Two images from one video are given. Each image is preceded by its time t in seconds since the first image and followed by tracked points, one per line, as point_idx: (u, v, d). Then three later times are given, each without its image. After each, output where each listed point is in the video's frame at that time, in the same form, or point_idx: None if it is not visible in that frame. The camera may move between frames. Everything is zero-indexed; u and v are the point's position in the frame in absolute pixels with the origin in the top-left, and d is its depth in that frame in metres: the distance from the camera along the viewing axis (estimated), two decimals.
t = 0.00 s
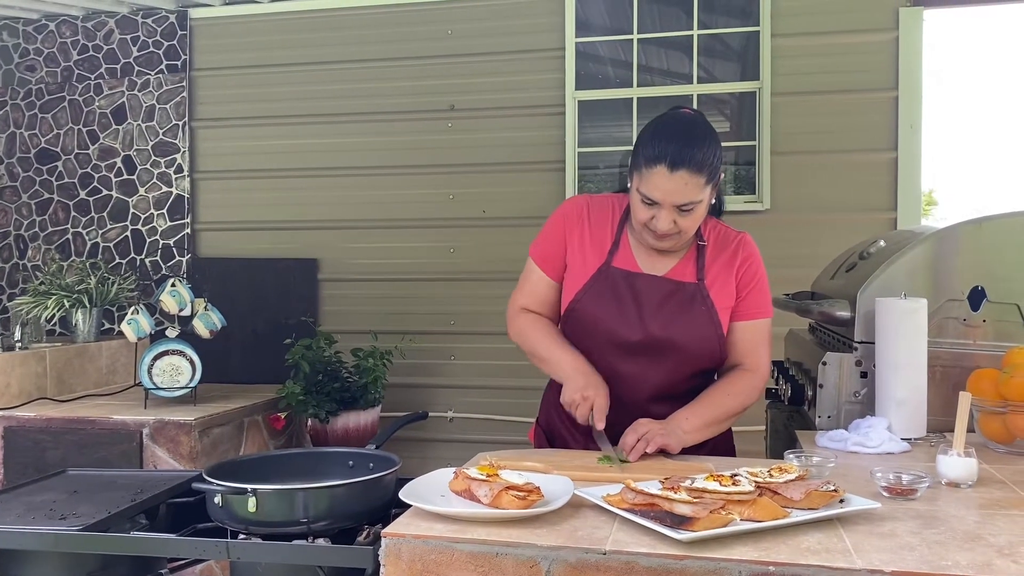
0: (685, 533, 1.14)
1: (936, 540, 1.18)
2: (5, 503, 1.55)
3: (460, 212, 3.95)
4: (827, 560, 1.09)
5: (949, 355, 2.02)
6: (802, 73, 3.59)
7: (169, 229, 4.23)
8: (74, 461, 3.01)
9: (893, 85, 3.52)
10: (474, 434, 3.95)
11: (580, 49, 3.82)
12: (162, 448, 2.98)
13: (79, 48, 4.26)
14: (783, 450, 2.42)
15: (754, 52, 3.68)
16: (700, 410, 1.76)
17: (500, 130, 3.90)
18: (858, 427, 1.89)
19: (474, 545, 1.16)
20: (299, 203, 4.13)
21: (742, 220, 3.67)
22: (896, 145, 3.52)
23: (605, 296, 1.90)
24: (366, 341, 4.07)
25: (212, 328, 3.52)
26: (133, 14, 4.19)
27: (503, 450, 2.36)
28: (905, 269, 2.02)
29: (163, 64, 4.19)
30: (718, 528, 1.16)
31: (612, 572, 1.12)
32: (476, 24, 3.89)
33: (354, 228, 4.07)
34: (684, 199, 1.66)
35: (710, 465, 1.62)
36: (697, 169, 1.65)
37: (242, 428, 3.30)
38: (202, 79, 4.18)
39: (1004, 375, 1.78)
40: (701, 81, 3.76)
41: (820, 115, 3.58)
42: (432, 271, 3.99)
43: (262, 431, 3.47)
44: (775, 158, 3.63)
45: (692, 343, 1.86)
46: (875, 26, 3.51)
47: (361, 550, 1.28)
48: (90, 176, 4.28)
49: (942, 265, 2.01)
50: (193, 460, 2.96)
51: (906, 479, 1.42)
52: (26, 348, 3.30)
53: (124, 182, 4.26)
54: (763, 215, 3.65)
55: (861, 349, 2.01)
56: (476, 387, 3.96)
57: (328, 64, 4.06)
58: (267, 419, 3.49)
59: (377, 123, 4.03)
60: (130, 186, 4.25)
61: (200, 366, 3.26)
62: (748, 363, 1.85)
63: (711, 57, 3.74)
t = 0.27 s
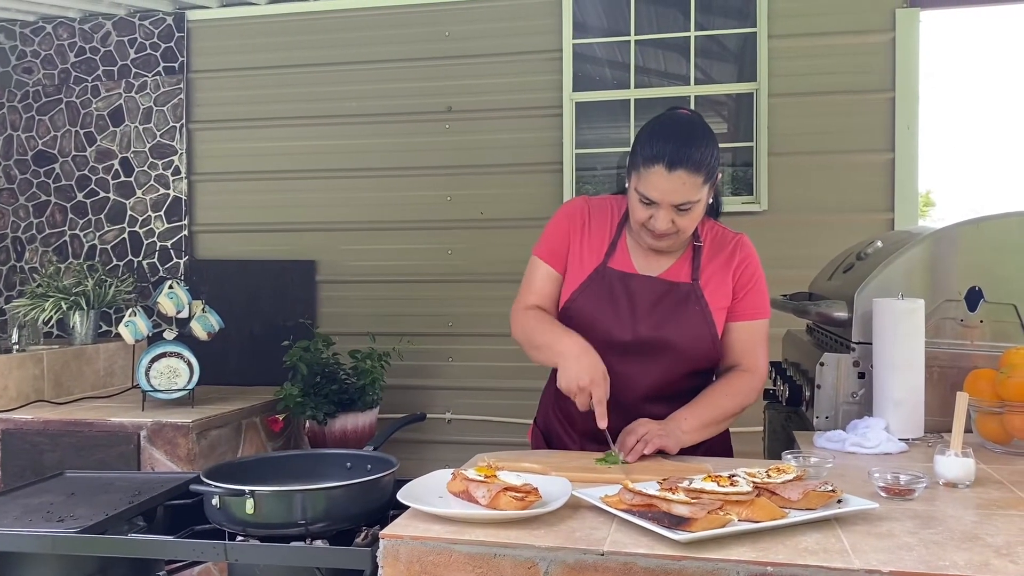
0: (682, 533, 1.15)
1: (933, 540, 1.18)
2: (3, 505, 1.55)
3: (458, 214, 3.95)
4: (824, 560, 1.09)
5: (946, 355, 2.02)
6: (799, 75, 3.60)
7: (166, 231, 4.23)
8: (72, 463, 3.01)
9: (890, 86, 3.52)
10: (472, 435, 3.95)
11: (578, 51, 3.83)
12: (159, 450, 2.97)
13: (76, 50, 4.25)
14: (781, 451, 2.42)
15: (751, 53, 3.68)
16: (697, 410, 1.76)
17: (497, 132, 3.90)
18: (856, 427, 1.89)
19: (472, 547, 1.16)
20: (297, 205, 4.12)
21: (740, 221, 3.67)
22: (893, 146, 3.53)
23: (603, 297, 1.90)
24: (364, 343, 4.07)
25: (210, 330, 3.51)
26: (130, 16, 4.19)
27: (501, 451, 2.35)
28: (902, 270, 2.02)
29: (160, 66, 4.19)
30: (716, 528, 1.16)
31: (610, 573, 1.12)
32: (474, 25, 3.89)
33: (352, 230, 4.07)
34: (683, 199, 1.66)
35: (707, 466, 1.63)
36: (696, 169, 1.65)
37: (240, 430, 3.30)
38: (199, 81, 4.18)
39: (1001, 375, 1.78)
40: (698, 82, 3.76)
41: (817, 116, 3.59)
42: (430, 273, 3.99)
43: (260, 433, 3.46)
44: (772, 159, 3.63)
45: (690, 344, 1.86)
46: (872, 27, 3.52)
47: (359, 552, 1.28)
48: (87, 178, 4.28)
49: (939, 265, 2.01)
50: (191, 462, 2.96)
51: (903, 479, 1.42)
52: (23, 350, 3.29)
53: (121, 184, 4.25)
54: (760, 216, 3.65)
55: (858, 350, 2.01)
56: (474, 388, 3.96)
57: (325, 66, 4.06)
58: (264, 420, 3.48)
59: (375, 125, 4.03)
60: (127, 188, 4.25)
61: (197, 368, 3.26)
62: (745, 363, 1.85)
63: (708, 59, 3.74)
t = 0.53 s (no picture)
0: (683, 535, 1.15)
1: (933, 541, 1.18)
2: (2, 508, 1.55)
3: (456, 215, 3.95)
4: (824, 561, 1.09)
5: (946, 356, 2.02)
6: (797, 76, 3.60)
7: (165, 233, 4.22)
8: (71, 466, 3.01)
9: (888, 87, 3.53)
10: (471, 437, 3.95)
11: (576, 53, 3.83)
12: (159, 453, 2.97)
13: (74, 53, 4.25)
14: (781, 452, 2.41)
15: (749, 54, 3.69)
16: (698, 412, 1.76)
17: (496, 134, 3.90)
18: (855, 428, 1.89)
19: (473, 549, 1.16)
20: (296, 207, 4.12)
21: (738, 223, 3.68)
22: (891, 147, 3.53)
23: (605, 299, 1.90)
24: (362, 345, 4.07)
25: (209, 332, 3.51)
26: (128, 18, 4.19)
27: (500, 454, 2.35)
28: (901, 271, 2.02)
29: (159, 68, 4.19)
30: (716, 530, 1.16)
31: (610, 574, 1.12)
32: (472, 27, 3.89)
33: (351, 232, 4.07)
34: (688, 200, 1.66)
35: (707, 468, 1.63)
36: (703, 171, 1.65)
37: (240, 433, 3.29)
38: (197, 84, 4.18)
39: (1000, 376, 1.78)
40: (697, 84, 3.76)
41: (816, 117, 3.59)
42: (429, 274, 3.99)
43: (259, 436, 3.46)
44: (771, 161, 3.63)
45: (692, 346, 1.86)
46: (870, 29, 3.52)
47: (359, 554, 1.28)
48: (85, 181, 4.27)
49: (938, 266, 2.01)
50: (190, 465, 2.96)
51: (903, 480, 1.42)
52: (22, 353, 3.29)
53: (120, 186, 4.25)
54: (758, 217, 3.66)
55: (857, 351, 2.01)
56: (474, 390, 3.96)
57: (324, 68, 4.06)
58: (264, 423, 3.49)
59: (373, 127, 4.03)
60: (126, 190, 4.25)
61: (196, 370, 3.26)
62: (746, 365, 1.85)
63: (706, 60, 3.75)
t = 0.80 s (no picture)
0: (683, 537, 1.15)
1: (933, 542, 1.18)
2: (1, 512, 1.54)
3: (455, 217, 3.95)
4: (824, 563, 1.09)
5: (944, 358, 2.02)
6: (796, 77, 3.61)
7: (164, 236, 4.22)
8: (70, 469, 3.00)
9: (887, 88, 3.53)
10: (471, 439, 3.95)
11: (575, 54, 3.84)
12: (158, 456, 2.97)
13: (72, 56, 4.25)
14: (780, 454, 2.40)
15: (748, 56, 3.69)
16: (697, 413, 1.76)
17: (494, 135, 3.90)
18: (855, 429, 1.89)
19: (472, 551, 1.16)
20: (295, 209, 4.12)
21: (737, 224, 3.68)
22: (889, 148, 3.53)
23: (607, 300, 1.90)
24: (361, 347, 4.07)
25: (208, 335, 3.50)
26: (127, 21, 4.19)
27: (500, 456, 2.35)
28: (900, 272, 2.03)
29: (157, 71, 4.19)
30: (716, 532, 1.16)
31: None
32: (471, 29, 3.89)
33: (350, 234, 4.07)
34: (687, 200, 1.67)
35: (708, 470, 1.62)
36: (701, 171, 1.66)
37: (239, 435, 3.29)
38: (196, 86, 4.18)
39: (999, 377, 1.78)
40: (695, 86, 3.77)
41: (814, 119, 3.60)
42: (428, 276, 3.99)
43: (259, 438, 3.46)
44: (769, 162, 3.64)
45: (693, 347, 1.87)
46: (868, 30, 3.53)
47: (359, 557, 1.28)
48: (84, 184, 4.27)
49: (937, 268, 2.02)
50: (189, 468, 2.95)
51: (903, 481, 1.42)
52: (21, 356, 3.29)
53: (118, 189, 4.25)
54: (757, 219, 3.66)
55: (857, 353, 2.01)
56: (473, 392, 3.96)
57: (322, 70, 4.06)
58: (263, 425, 3.49)
59: (372, 129, 4.03)
60: (124, 193, 4.25)
61: (196, 373, 3.26)
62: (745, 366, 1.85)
63: (705, 62, 3.75)
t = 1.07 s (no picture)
0: (676, 559, 1.15)
1: (924, 560, 1.19)
2: None
3: (445, 242, 3.97)
4: None
5: (932, 376, 2.04)
6: (779, 100, 3.66)
7: (154, 264, 4.22)
8: (59, 501, 2.98)
9: (869, 110, 3.59)
10: (464, 464, 3.94)
11: (562, 80, 3.89)
12: (149, 486, 2.94)
13: (62, 87, 4.27)
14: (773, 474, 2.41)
15: (732, 80, 3.75)
16: (709, 415, 1.85)
17: (483, 161, 3.94)
18: (845, 449, 1.90)
19: None
20: (285, 236, 4.13)
21: (725, 246, 3.72)
22: (873, 169, 3.59)
23: (594, 329, 1.87)
24: (353, 373, 4.06)
25: (199, 362, 3.49)
26: (117, 52, 4.22)
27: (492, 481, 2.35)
28: (885, 292, 2.05)
29: (147, 101, 4.21)
30: (708, 553, 1.17)
31: None
32: (459, 56, 3.94)
33: (340, 260, 4.08)
34: (673, 193, 1.70)
35: (702, 491, 1.63)
36: (684, 166, 1.72)
37: (231, 464, 3.27)
38: (186, 115, 4.21)
39: (986, 394, 1.80)
40: (681, 110, 3.82)
41: (798, 141, 3.65)
42: (419, 301, 4.00)
43: (250, 467, 3.44)
44: (755, 184, 3.69)
45: (684, 365, 1.89)
46: (850, 53, 3.59)
47: None
48: (74, 214, 4.28)
49: (922, 286, 2.04)
50: (181, 498, 2.93)
51: (893, 500, 1.43)
52: (9, 387, 3.27)
53: (108, 219, 4.26)
54: (745, 240, 3.70)
55: (845, 372, 2.04)
56: (465, 417, 3.95)
57: (312, 98, 4.10)
58: (255, 454, 3.47)
59: (362, 155, 4.06)
60: (114, 223, 4.25)
61: (186, 402, 3.24)
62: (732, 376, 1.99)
63: (690, 86, 3.81)
